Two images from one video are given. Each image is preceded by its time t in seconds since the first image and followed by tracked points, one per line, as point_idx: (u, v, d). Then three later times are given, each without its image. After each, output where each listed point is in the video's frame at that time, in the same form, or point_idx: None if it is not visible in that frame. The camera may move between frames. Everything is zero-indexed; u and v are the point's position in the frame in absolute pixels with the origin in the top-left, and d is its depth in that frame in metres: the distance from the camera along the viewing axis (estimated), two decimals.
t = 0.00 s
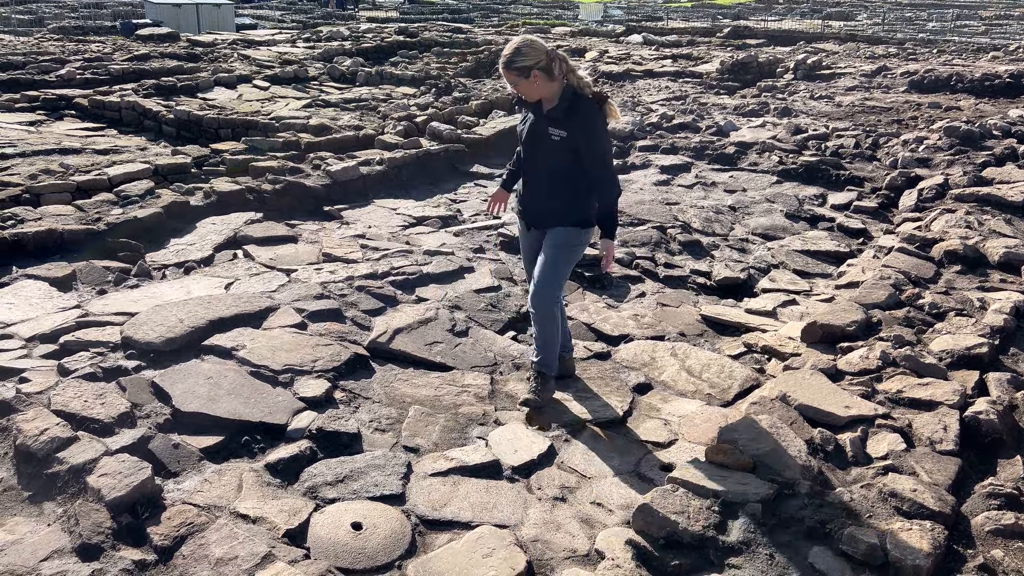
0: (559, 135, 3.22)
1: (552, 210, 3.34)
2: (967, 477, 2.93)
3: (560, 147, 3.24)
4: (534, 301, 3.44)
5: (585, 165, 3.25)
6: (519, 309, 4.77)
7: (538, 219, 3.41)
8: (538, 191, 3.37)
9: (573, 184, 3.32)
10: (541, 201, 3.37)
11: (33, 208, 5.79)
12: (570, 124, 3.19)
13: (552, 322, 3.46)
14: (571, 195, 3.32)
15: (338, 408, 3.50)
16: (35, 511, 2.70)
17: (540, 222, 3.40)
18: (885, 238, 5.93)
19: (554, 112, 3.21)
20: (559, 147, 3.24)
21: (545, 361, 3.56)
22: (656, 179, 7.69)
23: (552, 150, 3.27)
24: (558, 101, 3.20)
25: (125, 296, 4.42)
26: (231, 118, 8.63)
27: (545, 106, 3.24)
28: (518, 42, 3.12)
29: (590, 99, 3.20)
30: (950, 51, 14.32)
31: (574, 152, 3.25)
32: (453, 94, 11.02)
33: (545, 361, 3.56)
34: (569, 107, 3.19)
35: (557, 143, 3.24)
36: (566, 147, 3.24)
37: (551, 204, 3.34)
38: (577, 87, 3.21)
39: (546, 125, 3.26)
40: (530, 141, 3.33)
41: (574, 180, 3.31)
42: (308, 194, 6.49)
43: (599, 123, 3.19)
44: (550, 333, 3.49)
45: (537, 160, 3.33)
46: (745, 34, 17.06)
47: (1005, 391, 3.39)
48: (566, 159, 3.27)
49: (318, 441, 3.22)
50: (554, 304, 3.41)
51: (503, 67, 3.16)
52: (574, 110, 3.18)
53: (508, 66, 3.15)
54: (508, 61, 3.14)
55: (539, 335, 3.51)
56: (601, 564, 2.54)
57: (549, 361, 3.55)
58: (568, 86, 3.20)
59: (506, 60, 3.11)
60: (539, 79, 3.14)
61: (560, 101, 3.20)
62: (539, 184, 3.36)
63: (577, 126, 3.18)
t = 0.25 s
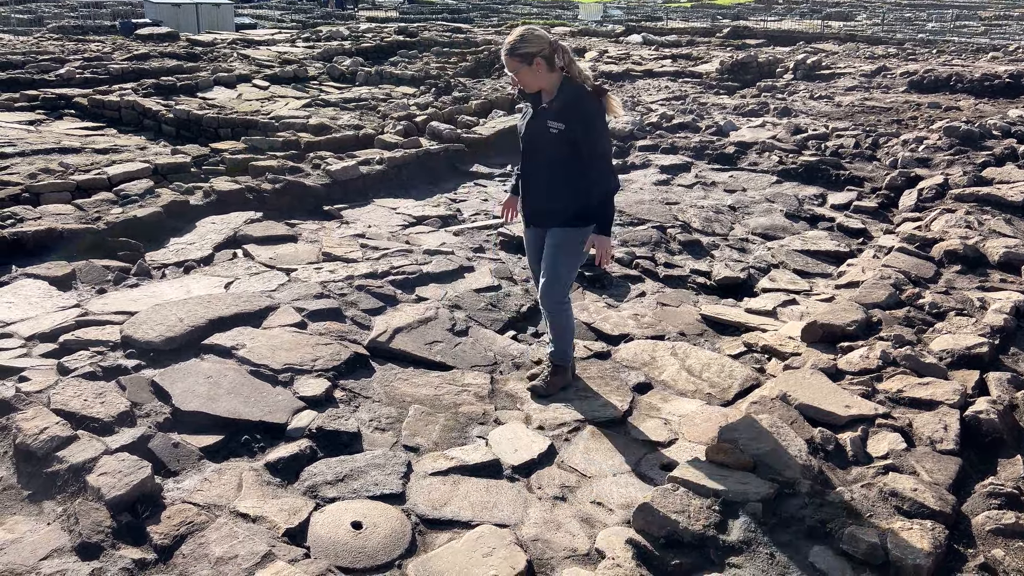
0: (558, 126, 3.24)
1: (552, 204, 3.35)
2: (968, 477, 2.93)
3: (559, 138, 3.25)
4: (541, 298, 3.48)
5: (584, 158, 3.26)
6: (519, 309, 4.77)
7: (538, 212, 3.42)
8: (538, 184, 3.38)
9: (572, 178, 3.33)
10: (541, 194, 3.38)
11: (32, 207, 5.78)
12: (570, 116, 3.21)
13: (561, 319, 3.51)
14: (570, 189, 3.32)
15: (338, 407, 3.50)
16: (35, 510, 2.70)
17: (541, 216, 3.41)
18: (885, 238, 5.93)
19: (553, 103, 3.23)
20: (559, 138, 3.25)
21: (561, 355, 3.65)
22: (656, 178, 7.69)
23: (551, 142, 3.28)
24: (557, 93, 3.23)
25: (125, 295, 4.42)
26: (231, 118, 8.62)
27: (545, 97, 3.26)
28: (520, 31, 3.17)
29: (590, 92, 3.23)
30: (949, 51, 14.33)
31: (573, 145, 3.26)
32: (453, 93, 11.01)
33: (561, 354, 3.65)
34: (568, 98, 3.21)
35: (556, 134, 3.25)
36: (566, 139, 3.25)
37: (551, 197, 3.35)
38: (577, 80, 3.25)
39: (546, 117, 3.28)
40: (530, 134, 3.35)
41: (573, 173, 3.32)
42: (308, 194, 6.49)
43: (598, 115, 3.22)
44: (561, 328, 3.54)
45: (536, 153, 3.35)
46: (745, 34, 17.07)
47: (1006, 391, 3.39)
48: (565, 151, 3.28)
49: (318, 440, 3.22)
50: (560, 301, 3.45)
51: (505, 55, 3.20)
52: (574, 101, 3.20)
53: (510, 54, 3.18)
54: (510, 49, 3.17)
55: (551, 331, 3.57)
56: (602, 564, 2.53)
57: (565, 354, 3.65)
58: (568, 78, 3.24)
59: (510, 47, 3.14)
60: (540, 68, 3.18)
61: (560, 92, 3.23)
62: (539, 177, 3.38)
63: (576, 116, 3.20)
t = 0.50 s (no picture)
0: (559, 128, 3.23)
1: (550, 205, 3.35)
2: (968, 476, 2.93)
3: (560, 140, 3.24)
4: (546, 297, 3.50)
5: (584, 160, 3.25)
6: (519, 308, 4.77)
7: (537, 212, 3.41)
8: (537, 184, 3.37)
9: (571, 180, 3.32)
10: (540, 194, 3.37)
11: (32, 206, 5.77)
12: (571, 117, 3.20)
13: (565, 317, 3.53)
14: (570, 191, 3.32)
15: (339, 406, 3.49)
16: (35, 509, 2.69)
17: (540, 217, 3.41)
18: (885, 238, 5.93)
19: (555, 104, 3.22)
20: (560, 140, 3.24)
21: (561, 355, 3.64)
22: (656, 178, 7.69)
23: (552, 144, 3.27)
24: (559, 94, 3.21)
25: (125, 294, 4.41)
26: (231, 117, 8.62)
27: (547, 98, 3.25)
28: (525, 31, 3.15)
29: (593, 95, 3.22)
30: (948, 51, 14.35)
31: (574, 147, 3.25)
32: (452, 93, 11.01)
33: (561, 354, 3.65)
34: (570, 100, 3.19)
35: (557, 136, 3.24)
36: (567, 142, 3.24)
37: (549, 199, 3.35)
38: (580, 81, 3.23)
39: (547, 118, 3.27)
40: (531, 134, 3.34)
41: (572, 175, 3.31)
42: (307, 193, 6.48)
43: (600, 118, 3.20)
44: (565, 327, 3.56)
45: (537, 153, 3.34)
46: (745, 34, 17.08)
47: (1007, 391, 3.39)
48: (565, 153, 3.27)
49: (318, 439, 3.22)
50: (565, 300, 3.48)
51: (508, 55, 3.18)
52: (577, 103, 3.19)
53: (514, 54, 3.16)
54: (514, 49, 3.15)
55: (554, 331, 3.58)
56: (602, 563, 2.53)
57: (563, 355, 3.64)
58: (571, 80, 3.22)
59: (513, 48, 3.12)
60: (543, 69, 3.17)
61: (562, 94, 3.21)
62: (538, 178, 3.37)
63: (578, 118, 3.19)
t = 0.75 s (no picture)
0: (551, 126, 3.23)
1: (539, 203, 3.34)
2: (970, 475, 2.93)
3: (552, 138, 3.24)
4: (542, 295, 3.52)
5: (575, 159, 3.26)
6: (519, 307, 4.77)
7: (524, 211, 3.40)
8: (526, 183, 3.36)
9: (561, 178, 3.32)
10: (528, 193, 3.37)
11: (32, 205, 5.77)
12: (563, 115, 3.20)
13: (561, 312, 3.56)
14: (559, 189, 3.32)
15: (339, 405, 3.49)
16: (35, 507, 2.69)
17: (527, 215, 3.40)
18: (886, 237, 5.93)
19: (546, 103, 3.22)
20: (551, 138, 3.25)
21: (559, 352, 3.66)
22: (656, 177, 7.68)
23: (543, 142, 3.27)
24: (551, 93, 3.21)
25: (125, 292, 4.41)
26: (230, 116, 8.61)
27: (539, 96, 3.24)
28: (518, 29, 3.13)
29: (584, 94, 3.22)
30: (948, 51, 14.36)
31: (565, 146, 3.26)
32: (452, 92, 11.00)
33: (559, 352, 3.66)
34: (562, 99, 3.19)
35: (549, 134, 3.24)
36: (558, 140, 3.24)
37: (539, 197, 3.34)
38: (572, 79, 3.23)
39: (538, 116, 3.27)
40: (521, 132, 3.33)
41: (562, 173, 3.31)
42: (307, 192, 6.47)
43: (592, 117, 3.21)
44: (561, 323, 3.59)
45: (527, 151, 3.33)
46: (744, 33, 17.09)
47: (1007, 389, 3.39)
48: (556, 151, 3.27)
49: (317, 438, 3.21)
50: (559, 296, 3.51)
51: (501, 53, 3.16)
52: (569, 101, 3.19)
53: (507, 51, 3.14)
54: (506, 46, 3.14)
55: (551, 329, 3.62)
56: (604, 561, 2.53)
57: (562, 352, 3.67)
58: (563, 78, 3.22)
59: (506, 45, 3.10)
60: (536, 67, 3.16)
61: (554, 92, 3.21)
62: (528, 177, 3.36)
63: (570, 117, 3.18)
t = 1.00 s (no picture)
0: (526, 123, 3.24)
1: (519, 200, 3.35)
2: (973, 474, 2.92)
3: (527, 136, 3.26)
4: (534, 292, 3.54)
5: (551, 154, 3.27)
6: (520, 306, 4.76)
7: (502, 209, 3.42)
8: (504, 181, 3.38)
9: (538, 175, 3.33)
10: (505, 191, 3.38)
11: (32, 203, 5.76)
12: (538, 112, 3.21)
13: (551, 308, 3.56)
14: (536, 186, 3.34)
15: (341, 404, 3.48)
16: (37, 506, 2.68)
17: (506, 213, 3.41)
18: (887, 236, 5.93)
19: (520, 101, 3.22)
20: (526, 135, 3.26)
21: (557, 349, 3.66)
22: (657, 176, 7.67)
23: (519, 140, 3.28)
24: (524, 91, 3.21)
25: (126, 291, 4.40)
26: (231, 115, 8.60)
27: (512, 94, 3.25)
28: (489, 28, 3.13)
29: (558, 91, 3.23)
30: (948, 50, 14.35)
31: (541, 143, 3.27)
32: (452, 92, 10.99)
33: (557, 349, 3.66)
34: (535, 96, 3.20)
35: (524, 132, 3.25)
36: (533, 137, 3.26)
37: (517, 194, 3.35)
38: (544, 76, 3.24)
39: (512, 113, 3.28)
40: (496, 130, 3.34)
41: (539, 170, 3.33)
42: (308, 190, 6.46)
43: (566, 112, 3.22)
44: (555, 320, 3.60)
45: (502, 150, 3.34)
46: (744, 32, 17.08)
47: (1011, 388, 3.39)
48: (532, 148, 3.28)
49: (320, 437, 3.20)
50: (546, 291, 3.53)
51: (474, 52, 3.16)
52: (542, 98, 3.20)
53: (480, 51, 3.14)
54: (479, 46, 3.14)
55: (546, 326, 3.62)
56: (607, 560, 2.52)
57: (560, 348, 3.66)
58: (536, 76, 3.22)
59: (479, 44, 3.09)
60: (509, 66, 3.17)
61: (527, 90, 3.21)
62: (505, 175, 3.37)
63: (545, 114, 3.20)
